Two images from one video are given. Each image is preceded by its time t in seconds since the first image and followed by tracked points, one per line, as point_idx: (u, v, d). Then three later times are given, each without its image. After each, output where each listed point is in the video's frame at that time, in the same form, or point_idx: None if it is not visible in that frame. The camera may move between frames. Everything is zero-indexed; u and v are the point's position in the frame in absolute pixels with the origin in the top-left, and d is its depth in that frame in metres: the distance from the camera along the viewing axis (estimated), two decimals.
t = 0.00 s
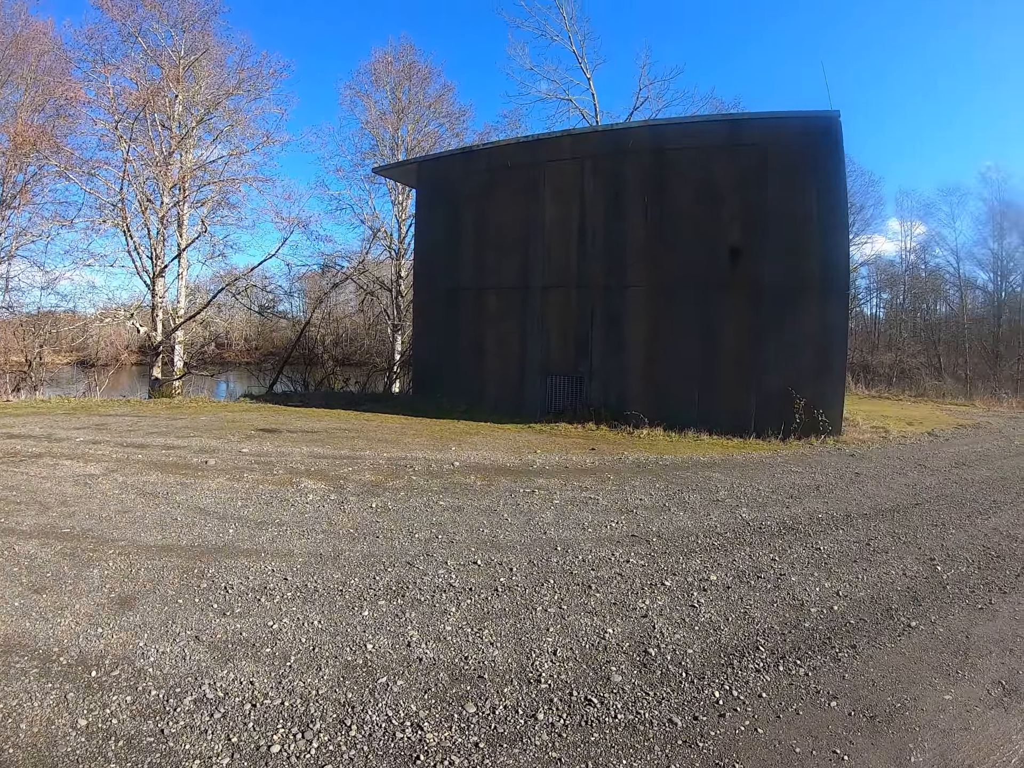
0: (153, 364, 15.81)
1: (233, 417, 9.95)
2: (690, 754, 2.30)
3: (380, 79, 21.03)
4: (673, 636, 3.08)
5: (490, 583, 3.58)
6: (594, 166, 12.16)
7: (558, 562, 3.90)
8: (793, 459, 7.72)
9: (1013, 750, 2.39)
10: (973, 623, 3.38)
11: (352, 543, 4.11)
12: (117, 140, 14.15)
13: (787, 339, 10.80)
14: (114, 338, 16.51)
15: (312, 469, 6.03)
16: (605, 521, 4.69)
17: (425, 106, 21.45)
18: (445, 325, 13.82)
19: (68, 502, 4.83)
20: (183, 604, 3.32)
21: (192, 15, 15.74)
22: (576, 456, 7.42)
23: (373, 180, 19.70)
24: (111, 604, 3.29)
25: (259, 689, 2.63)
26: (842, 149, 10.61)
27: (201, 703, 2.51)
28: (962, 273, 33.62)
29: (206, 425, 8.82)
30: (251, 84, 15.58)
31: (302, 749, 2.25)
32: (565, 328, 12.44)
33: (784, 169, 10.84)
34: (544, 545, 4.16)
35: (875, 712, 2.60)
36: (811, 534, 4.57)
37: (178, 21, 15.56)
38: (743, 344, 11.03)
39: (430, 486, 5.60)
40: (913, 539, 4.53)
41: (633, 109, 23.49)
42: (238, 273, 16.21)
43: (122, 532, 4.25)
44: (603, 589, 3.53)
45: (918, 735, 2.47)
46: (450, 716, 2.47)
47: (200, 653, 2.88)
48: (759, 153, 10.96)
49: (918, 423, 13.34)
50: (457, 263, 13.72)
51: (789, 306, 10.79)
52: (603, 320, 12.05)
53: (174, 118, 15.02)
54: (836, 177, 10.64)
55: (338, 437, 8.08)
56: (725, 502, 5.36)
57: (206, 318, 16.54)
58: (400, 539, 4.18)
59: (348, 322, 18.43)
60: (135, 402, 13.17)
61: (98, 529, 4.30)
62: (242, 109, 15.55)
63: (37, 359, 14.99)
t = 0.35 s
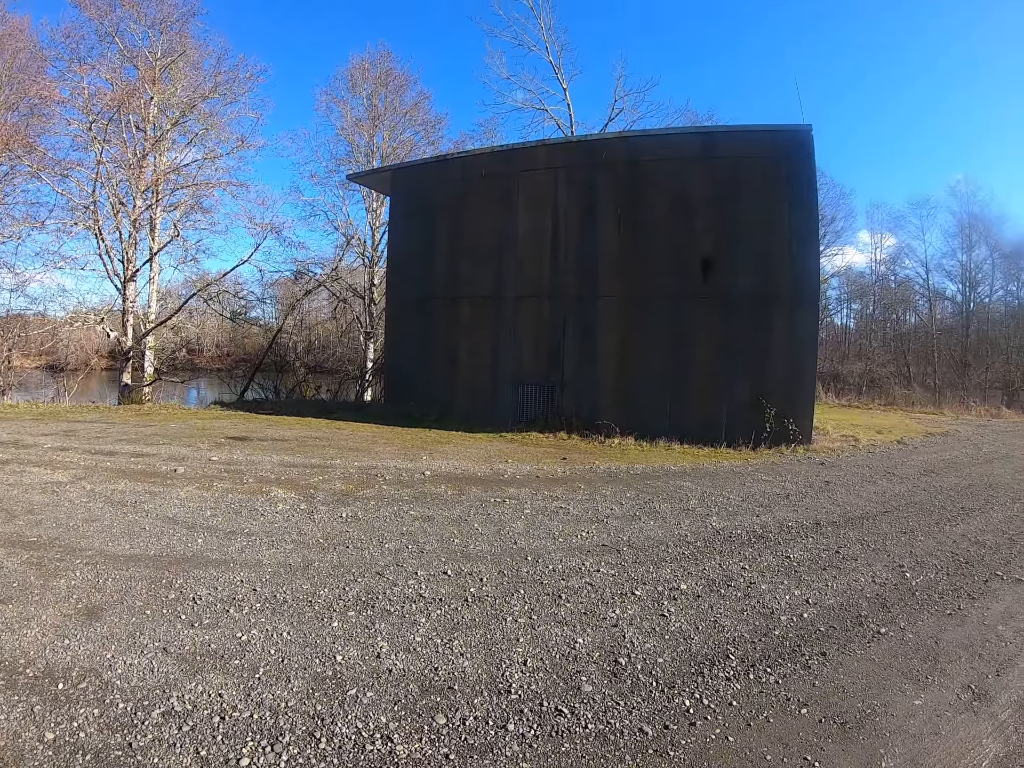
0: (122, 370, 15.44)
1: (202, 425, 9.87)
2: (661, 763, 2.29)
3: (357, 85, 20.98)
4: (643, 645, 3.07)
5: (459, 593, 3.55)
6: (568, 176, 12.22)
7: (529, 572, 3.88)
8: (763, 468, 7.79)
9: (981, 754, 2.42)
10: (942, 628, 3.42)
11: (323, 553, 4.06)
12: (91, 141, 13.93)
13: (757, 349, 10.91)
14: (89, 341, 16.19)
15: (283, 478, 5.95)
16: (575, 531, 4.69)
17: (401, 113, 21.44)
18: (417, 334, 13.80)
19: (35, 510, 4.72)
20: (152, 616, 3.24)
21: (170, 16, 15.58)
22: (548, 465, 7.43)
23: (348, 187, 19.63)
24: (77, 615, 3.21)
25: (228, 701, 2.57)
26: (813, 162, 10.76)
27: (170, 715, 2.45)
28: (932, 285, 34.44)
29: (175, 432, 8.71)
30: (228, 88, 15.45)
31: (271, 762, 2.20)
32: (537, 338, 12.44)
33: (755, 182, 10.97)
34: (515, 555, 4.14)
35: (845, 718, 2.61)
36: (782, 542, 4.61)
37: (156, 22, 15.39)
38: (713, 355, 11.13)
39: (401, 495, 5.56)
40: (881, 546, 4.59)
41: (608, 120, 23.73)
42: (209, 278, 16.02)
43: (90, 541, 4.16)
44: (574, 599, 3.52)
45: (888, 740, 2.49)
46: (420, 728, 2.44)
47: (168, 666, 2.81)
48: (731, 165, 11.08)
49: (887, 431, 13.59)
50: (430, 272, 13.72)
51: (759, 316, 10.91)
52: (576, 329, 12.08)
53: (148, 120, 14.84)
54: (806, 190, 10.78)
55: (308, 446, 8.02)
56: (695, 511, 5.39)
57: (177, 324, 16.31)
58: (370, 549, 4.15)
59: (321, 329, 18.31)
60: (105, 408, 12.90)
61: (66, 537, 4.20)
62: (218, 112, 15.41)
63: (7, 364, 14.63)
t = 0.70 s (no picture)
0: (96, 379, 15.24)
1: (179, 436, 9.73)
2: None
3: (336, 94, 20.94)
4: (622, 655, 3.06)
5: (437, 604, 3.52)
6: (545, 186, 12.24)
7: (507, 583, 3.85)
8: (740, 476, 7.83)
9: (962, 755, 2.44)
10: (921, 632, 3.43)
11: (299, 565, 4.02)
12: (68, 146, 13.77)
13: (734, 358, 10.99)
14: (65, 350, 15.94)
15: (259, 489, 5.89)
16: (553, 541, 4.67)
17: (379, 122, 21.44)
18: (393, 344, 13.72)
19: (8, 522, 4.63)
20: (127, 630, 3.18)
21: (150, 21, 15.47)
22: (525, 475, 7.42)
23: (326, 196, 19.59)
24: (51, 629, 3.14)
25: (204, 716, 2.51)
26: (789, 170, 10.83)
27: (145, 731, 2.39)
28: (906, 293, 35.12)
29: (149, 443, 8.59)
30: (207, 95, 15.35)
31: None
32: (514, 347, 12.43)
33: (731, 192, 11.06)
34: (491, 565, 4.12)
35: (826, 724, 2.61)
36: (760, 549, 4.62)
37: (136, 27, 15.28)
38: (690, 364, 11.20)
39: (378, 506, 5.52)
40: (859, 552, 4.62)
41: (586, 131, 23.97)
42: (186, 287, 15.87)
43: (65, 553, 4.08)
44: (552, 610, 3.49)
45: (869, 744, 2.49)
46: (398, 741, 2.40)
47: (143, 681, 2.75)
48: (706, 175, 11.17)
49: (865, 437, 13.74)
50: (407, 281, 13.65)
51: (736, 325, 10.98)
52: (553, 339, 12.09)
53: (127, 126, 14.71)
54: (783, 198, 10.84)
55: (284, 457, 7.93)
56: (672, 519, 5.39)
57: (152, 333, 16.12)
58: (347, 561, 4.11)
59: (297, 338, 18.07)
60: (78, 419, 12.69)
61: (40, 550, 4.13)
62: (196, 119, 15.30)
63: None
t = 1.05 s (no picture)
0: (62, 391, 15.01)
1: (147, 449, 9.53)
2: None
3: (305, 103, 20.83)
4: (596, 664, 3.05)
5: (408, 617, 3.49)
6: (514, 196, 12.27)
7: (479, 594, 3.83)
8: (709, 482, 7.89)
9: (937, 753, 2.46)
10: (893, 633, 3.47)
11: (268, 579, 3.96)
12: (34, 153, 13.50)
13: (702, 366, 11.15)
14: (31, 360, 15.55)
15: (228, 503, 5.80)
16: (524, 551, 4.66)
17: (349, 132, 21.39)
18: (362, 354, 13.58)
19: None
20: (94, 648, 3.09)
21: (120, 25, 15.27)
22: (495, 486, 7.42)
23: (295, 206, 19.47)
24: (17, 649, 3.05)
25: (175, 735, 2.45)
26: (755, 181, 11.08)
27: (115, 752, 2.33)
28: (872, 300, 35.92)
29: (115, 457, 8.42)
30: (177, 102, 15.18)
31: None
32: (484, 357, 12.42)
33: (697, 203, 11.25)
34: (462, 577, 4.10)
35: (801, 727, 2.62)
36: (730, 555, 4.64)
37: (106, 32, 15.07)
38: (659, 372, 11.33)
39: (347, 519, 5.47)
40: (830, 555, 4.67)
41: (554, 142, 24.22)
42: (154, 297, 15.63)
43: (29, 571, 3.98)
44: (524, 620, 3.48)
45: (845, 745, 2.51)
46: (372, 757, 2.36)
47: (112, 700, 2.68)
48: (673, 186, 11.35)
49: (834, 441, 13.97)
50: (375, 292, 13.53)
51: (703, 333, 11.15)
52: (523, 348, 12.10)
53: (95, 132, 14.49)
54: (749, 208, 11.05)
55: (253, 469, 7.82)
56: (642, 527, 5.41)
57: (120, 344, 15.81)
58: (316, 574, 4.06)
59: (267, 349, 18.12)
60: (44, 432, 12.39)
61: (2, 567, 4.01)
62: (165, 127, 15.12)
63: None
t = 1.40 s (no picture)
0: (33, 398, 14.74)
1: (118, 457, 9.36)
2: None
3: (280, 106, 20.69)
4: (572, 667, 3.05)
5: (383, 624, 3.47)
6: (488, 201, 12.28)
7: (453, 599, 3.82)
8: (684, 485, 7.93)
9: (913, 748, 2.49)
10: (867, 631, 3.51)
11: (242, 588, 3.92)
12: (4, 155, 13.26)
13: (675, 370, 11.22)
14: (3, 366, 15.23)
15: (200, 512, 5.72)
16: (498, 556, 4.65)
17: (323, 136, 21.27)
18: (335, 360, 13.47)
19: None
20: (67, 660, 3.03)
21: (94, 26, 15.07)
22: (469, 491, 7.41)
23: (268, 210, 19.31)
24: None
25: (149, 747, 2.41)
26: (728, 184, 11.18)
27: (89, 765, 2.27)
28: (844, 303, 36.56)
29: (85, 465, 8.28)
30: (150, 105, 15.00)
31: None
32: (458, 362, 12.41)
33: (670, 207, 11.35)
34: (437, 582, 4.08)
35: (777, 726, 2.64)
36: (705, 557, 4.67)
37: (79, 32, 14.87)
38: (633, 376, 11.38)
39: (321, 526, 5.42)
40: (804, 555, 4.71)
41: (529, 146, 24.31)
42: (126, 302, 15.41)
43: None
44: (499, 625, 3.48)
45: (820, 743, 2.53)
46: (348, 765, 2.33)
47: (86, 712, 2.62)
48: (646, 191, 11.44)
49: (807, 443, 14.16)
50: (349, 297, 13.45)
51: (677, 337, 11.22)
52: (498, 353, 12.09)
53: (67, 134, 14.28)
54: (722, 211, 11.14)
55: (227, 477, 7.74)
56: (616, 531, 5.42)
57: (92, 350, 15.53)
58: (290, 582, 4.02)
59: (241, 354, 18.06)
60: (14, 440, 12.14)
61: None
62: (138, 129, 14.94)
63: None
